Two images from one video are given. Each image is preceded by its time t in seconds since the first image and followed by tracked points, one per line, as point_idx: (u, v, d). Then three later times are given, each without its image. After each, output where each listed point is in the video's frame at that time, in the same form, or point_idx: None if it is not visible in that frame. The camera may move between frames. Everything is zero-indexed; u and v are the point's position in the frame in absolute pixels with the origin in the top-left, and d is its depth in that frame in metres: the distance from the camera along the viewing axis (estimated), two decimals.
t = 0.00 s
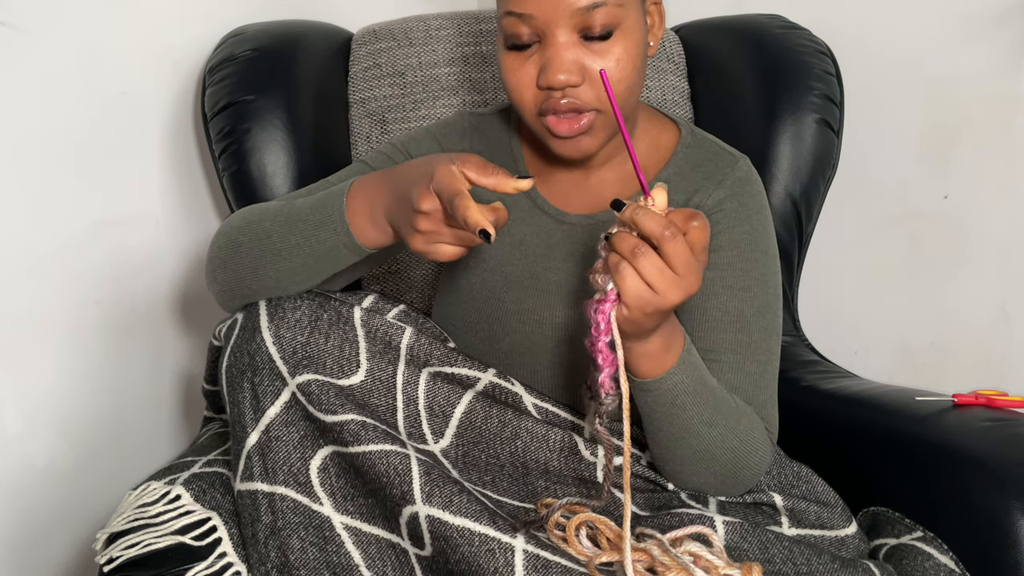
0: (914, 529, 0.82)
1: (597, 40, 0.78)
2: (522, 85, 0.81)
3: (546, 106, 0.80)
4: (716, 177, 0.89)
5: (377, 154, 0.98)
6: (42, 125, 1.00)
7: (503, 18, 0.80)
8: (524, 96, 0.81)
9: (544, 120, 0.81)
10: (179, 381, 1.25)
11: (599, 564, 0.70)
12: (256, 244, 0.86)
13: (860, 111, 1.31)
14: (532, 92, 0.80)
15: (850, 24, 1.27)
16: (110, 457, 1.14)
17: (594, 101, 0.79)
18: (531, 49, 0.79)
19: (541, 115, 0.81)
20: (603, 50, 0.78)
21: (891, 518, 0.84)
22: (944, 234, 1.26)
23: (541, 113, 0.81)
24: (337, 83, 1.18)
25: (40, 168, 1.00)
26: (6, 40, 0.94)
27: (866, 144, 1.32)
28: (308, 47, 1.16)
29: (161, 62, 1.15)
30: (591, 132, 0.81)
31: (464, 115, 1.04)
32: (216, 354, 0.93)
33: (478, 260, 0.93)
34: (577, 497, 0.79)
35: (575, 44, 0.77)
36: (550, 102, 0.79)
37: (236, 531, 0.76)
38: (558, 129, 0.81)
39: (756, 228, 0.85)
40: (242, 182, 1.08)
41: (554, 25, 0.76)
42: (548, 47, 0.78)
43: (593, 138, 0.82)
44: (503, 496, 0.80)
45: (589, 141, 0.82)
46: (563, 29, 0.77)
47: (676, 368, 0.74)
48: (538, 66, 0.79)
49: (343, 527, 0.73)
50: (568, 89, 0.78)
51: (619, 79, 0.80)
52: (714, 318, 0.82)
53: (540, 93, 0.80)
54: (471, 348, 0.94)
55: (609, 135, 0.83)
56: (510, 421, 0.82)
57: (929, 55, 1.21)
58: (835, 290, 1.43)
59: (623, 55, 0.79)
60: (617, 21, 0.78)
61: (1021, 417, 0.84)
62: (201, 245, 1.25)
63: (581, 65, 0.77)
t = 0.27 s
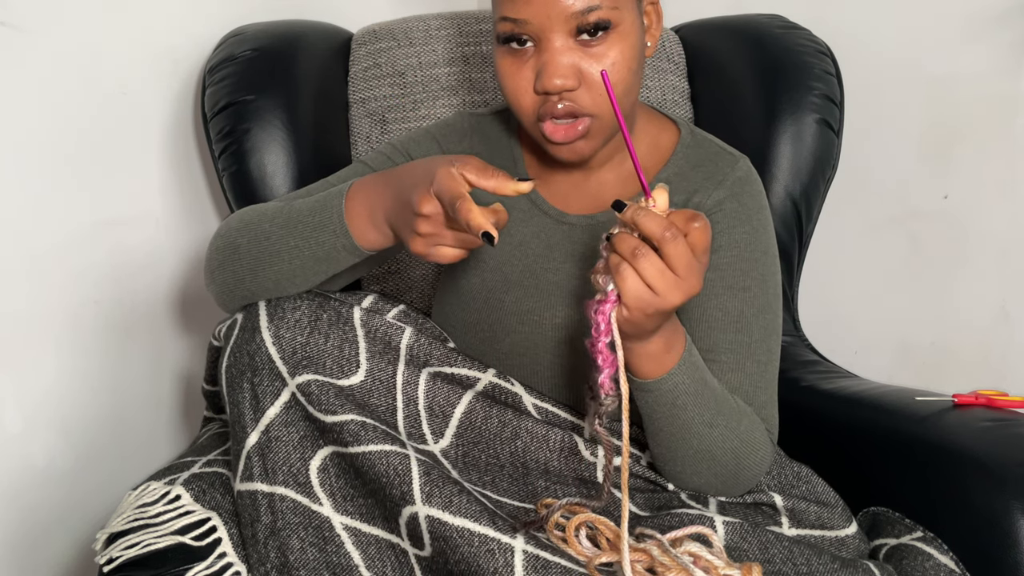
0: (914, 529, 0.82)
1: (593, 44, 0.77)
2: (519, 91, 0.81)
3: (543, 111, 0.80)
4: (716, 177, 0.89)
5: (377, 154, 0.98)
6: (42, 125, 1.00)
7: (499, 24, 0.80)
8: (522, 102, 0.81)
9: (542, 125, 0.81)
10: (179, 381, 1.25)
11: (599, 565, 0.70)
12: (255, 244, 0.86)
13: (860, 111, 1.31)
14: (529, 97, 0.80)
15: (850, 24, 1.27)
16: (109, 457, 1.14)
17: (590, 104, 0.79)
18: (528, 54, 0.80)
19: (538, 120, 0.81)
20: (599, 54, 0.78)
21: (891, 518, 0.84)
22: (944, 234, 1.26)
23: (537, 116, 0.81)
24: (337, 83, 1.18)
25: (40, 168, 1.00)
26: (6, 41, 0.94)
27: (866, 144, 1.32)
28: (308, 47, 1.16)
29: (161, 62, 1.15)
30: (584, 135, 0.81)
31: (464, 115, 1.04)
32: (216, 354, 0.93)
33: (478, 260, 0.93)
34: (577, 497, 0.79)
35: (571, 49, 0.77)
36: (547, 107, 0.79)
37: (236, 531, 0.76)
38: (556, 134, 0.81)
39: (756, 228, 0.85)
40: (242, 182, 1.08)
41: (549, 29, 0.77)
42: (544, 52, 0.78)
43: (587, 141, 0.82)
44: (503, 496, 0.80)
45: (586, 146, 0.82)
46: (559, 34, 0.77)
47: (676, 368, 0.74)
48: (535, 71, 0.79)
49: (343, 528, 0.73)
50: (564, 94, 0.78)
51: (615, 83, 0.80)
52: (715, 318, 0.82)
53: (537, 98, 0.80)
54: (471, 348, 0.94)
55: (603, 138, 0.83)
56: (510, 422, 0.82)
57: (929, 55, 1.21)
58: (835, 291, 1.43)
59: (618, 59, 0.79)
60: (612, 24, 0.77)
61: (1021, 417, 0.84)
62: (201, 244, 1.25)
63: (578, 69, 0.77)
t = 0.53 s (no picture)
0: (914, 529, 0.82)
1: (591, 43, 0.77)
2: (518, 91, 0.81)
3: (543, 111, 0.80)
4: (716, 177, 0.89)
5: (377, 155, 0.98)
6: (42, 125, 1.00)
7: (496, 25, 0.80)
8: (521, 102, 0.81)
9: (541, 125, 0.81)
10: (179, 381, 1.25)
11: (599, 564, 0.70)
12: (255, 244, 0.86)
13: (860, 111, 1.31)
14: (528, 97, 0.80)
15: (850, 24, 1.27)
16: (109, 457, 1.14)
17: (588, 104, 0.79)
18: (526, 54, 0.80)
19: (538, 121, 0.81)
20: (598, 54, 0.78)
21: (891, 518, 0.84)
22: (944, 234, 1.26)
23: (536, 117, 0.81)
24: (337, 83, 1.18)
25: (40, 168, 1.00)
26: (6, 41, 0.94)
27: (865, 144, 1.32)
28: (308, 47, 1.16)
29: (161, 62, 1.15)
30: (583, 135, 0.81)
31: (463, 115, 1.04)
32: (216, 354, 0.93)
33: (478, 260, 0.93)
34: (577, 497, 0.79)
35: (569, 49, 0.77)
36: (547, 107, 0.79)
37: (236, 531, 0.76)
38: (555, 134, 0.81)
39: (756, 228, 0.85)
40: (242, 182, 1.08)
41: (547, 30, 0.77)
42: (542, 52, 0.77)
43: (586, 140, 0.82)
44: (503, 496, 0.80)
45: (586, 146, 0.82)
46: (557, 34, 0.77)
47: (676, 368, 0.74)
48: (533, 72, 0.79)
49: (343, 528, 0.73)
50: (563, 94, 0.78)
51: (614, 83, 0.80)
52: (714, 318, 0.82)
53: (536, 99, 0.80)
54: (471, 348, 0.94)
55: (602, 138, 0.83)
56: (510, 421, 0.82)
57: (929, 55, 1.21)
58: (835, 291, 1.43)
59: (616, 59, 0.79)
60: (610, 23, 0.77)
61: (1021, 417, 0.84)
62: (201, 244, 1.25)
63: (576, 69, 0.77)
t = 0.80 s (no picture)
0: (914, 529, 0.82)
1: (591, 44, 0.77)
2: (518, 92, 0.81)
3: (542, 111, 0.80)
4: (715, 178, 0.89)
5: (377, 155, 0.98)
6: (42, 125, 1.00)
7: (495, 25, 0.80)
8: (521, 103, 0.81)
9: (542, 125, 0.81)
10: (179, 381, 1.25)
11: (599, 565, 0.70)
12: (255, 245, 0.86)
13: (860, 111, 1.31)
14: (527, 98, 0.80)
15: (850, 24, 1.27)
16: (109, 457, 1.14)
17: (588, 104, 0.79)
18: (525, 55, 0.80)
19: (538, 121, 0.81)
20: (597, 55, 0.78)
21: (892, 518, 0.84)
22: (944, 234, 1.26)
23: (537, 118, 0.81)
24: (337, 83, 1.18)
25: (40, 168, 1.00)
26: (6, 41, 0.94)
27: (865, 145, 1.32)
28: (308, 47, 1.16)
29: (161, 62, 1.15)
30: (585, 134, 0.81)
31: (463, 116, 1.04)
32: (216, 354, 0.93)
33: (478, 260, 0.93)
34: (577, 497, 0.79)
35: (569, 49, 0.77)
36: (547, 108, 0.79)
37: (236, 531, 0.76)
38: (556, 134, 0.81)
39: (756, 228, 0.85)
40: (243, 182, 1.08)
41: (546, 30, 0.76)
42: (542, 53, 0.77)
43: (588, 140, 0.82)
44: (503, 496, 0.80)
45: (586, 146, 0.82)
46: (556, 34, 0.77)
47: (676, 368, 0.74)
48: (533, 72, 0.79)
49: (342, 528, 0.73)
50: (563, 94, 0.78)
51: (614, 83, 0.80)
52: (714, 318, 0.82)
53: (536, 99, 0.80)
54: (471, 349, 0.94)
55: (605, 137, 0.83)
56: (510, 421, 0.82)
57: (929, 55, 1.21)
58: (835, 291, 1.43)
59: (615, 58, 0.79)
60: (610, 24, 0.77)
61: (1021, 417, 0.84)
62: (201, 244, 1.25)
63: (576, 69, 0.77)
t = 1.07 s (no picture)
0: (914, 529, 0.82)
1: (590, 44, 0.78)
2: (517, 91, 0.81)
3: (541, 111, 0.80)
4: (715, 178, 0.89)
5: (377, 155, 0.98)
6: (42, 125, 1.00)
7: (495, 25, 0.80)
8: (519, 103, 0.81)
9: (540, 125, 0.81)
10: (179, 381, 1.25)
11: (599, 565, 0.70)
12: (255, 245, 0.86)
13: (860, 111, 1.31)
14: (526, 97, 0.80)
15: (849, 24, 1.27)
16: (109, 456, 1.14)
17: (587, 104, 0.79)
18: (525, 55, 0.80)
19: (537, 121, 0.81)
20: (596, 55, 0.78)
21: (892, 518, 0.84)
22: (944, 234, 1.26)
23: (536, 118, 0.81)
24: (337, 83, 1.18)
25: (40, 168, 1.00)
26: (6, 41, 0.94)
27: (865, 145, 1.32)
28: (308, 47, 1.16)
29: (161, 62, 1.15)
30: (583, 134, 0.81)
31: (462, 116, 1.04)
32: (216, 355, 0.93)
33: (477, 260, 0.93)
34: (577, 497, 0.79)
35: (568, 49, 0.77)
36: (546, 107, 0.79)
37: (236, 531, 0.76)
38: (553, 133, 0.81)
39: (755, 229, 0.85)
40: (243, 182, 1.08)
41: (546, 30, 0.76)
42: (541, 53, 0.77)
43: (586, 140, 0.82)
44: (503, 496, 0.80)
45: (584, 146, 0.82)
46: (556, 34, 0.77)
47: (676, 368, 0.74)
48: (532, 72, 0.79)
49: (342, 527, 0.73)
50: (562, 94, 0.78)
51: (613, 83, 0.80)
52: (714, 318, 0.82)
53: (535, 99, 0.80)
54: (471, 348, 0.94)
55: (602, 137, 0.83)
56: (510, 421, 0.82)
57: (929, 55, 1.21)
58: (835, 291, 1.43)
59: (614, 59, 0.79)
60: (609, 24, 0.77)
61: (1021, 417, 0.84)
62: (201, 244, 1.25)
63: (575, 69, 0.77)
